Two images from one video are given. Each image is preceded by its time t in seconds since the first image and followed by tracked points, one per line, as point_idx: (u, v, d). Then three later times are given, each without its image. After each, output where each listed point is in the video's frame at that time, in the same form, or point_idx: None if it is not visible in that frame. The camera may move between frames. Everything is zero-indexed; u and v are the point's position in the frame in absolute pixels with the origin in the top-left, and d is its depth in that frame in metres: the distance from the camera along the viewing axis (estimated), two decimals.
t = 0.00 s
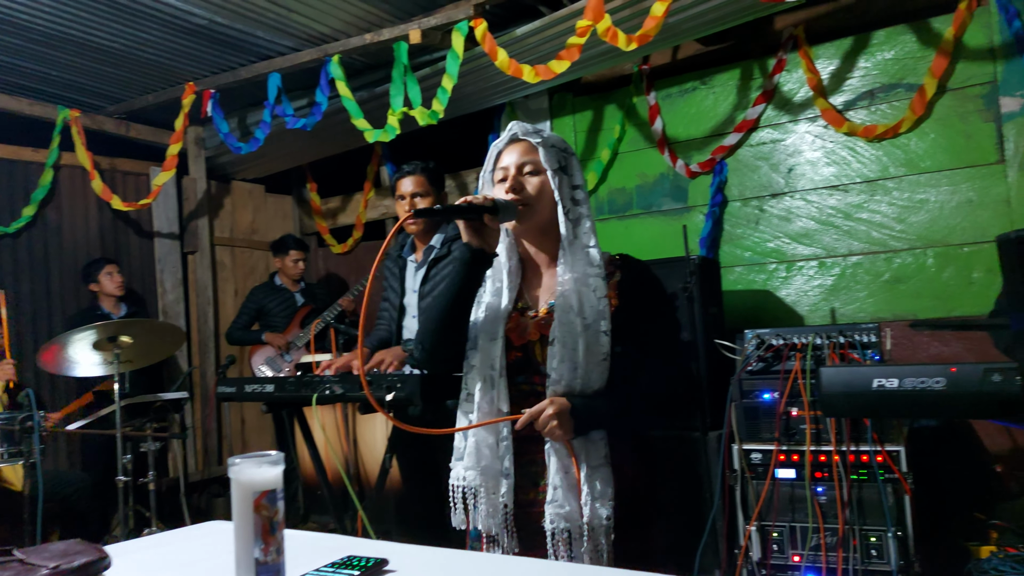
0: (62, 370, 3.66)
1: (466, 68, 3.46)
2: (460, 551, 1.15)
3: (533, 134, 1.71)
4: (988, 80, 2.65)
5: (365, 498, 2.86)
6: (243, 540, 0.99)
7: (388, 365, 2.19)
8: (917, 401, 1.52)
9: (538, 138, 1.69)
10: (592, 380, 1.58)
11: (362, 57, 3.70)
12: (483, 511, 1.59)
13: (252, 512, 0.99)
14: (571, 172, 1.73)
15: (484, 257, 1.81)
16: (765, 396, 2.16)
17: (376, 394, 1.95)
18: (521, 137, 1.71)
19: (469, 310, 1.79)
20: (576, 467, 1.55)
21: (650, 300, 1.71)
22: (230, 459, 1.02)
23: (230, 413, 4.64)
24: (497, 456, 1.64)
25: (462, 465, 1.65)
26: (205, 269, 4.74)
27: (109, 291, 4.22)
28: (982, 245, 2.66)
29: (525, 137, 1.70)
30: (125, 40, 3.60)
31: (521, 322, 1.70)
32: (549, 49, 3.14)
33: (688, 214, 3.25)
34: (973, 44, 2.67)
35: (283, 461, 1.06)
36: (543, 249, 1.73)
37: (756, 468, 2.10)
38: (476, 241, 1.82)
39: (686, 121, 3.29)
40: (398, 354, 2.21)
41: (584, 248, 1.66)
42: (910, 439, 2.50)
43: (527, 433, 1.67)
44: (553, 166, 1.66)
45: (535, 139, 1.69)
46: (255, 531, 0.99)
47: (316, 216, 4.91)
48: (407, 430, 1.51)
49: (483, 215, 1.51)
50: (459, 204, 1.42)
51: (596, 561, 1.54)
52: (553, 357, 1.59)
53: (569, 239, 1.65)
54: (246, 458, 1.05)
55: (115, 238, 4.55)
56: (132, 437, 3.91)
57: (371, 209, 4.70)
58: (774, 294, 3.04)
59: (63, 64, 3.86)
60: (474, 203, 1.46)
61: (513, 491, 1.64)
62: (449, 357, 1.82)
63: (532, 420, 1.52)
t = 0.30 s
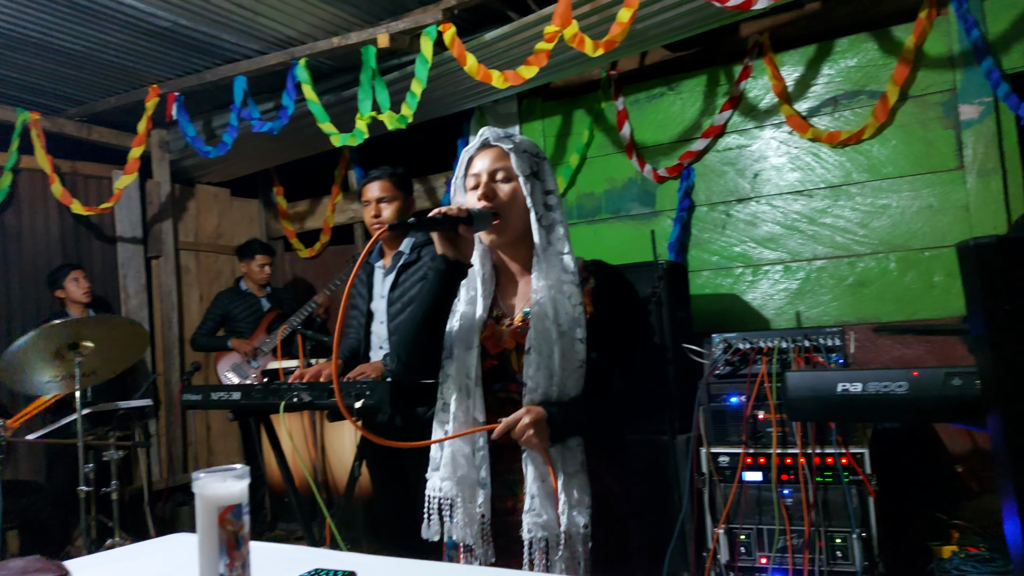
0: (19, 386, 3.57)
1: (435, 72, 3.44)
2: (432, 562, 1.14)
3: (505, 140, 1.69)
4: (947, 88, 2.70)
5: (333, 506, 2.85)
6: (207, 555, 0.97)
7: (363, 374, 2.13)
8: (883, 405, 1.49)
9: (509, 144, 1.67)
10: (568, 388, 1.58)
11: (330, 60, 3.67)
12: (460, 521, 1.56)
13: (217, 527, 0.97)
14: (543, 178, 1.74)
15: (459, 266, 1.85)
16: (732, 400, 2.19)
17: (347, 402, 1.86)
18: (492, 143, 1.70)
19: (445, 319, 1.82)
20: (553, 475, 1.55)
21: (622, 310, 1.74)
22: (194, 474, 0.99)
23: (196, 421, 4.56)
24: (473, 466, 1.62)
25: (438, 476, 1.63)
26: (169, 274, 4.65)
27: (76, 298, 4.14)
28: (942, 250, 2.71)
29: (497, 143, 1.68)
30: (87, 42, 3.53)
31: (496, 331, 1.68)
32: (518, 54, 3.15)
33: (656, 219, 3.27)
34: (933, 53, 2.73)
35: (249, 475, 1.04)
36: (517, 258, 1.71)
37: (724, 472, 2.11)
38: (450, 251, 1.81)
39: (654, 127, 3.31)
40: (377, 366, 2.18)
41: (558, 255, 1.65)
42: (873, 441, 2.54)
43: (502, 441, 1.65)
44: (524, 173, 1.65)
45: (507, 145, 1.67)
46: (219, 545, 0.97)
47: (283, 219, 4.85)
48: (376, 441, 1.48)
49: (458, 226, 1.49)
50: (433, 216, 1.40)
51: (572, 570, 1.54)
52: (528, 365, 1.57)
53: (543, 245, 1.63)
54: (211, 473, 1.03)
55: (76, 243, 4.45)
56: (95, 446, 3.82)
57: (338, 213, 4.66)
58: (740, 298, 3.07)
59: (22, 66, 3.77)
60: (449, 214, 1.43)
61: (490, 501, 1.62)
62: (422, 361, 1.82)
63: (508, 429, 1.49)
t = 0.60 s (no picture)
0: None
1: (410, 75, 3.43)
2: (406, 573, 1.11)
3: (495, 144, 1.70)
4: (915, 94, 2.75)
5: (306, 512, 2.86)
6: (176, 567, 0.94)
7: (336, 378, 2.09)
8: (853, 409, 1.50)
9: (500, 148, 1.69)
10: (556, 396, 1.57)
11: (303, 63, 3.64)
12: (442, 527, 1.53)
13: (188, 540, 0.94)
14: (535, 182, 1.73)
15: (448, 272, 1.90)
16: (705, 403, 2.22)
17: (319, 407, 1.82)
18: (483, 148, 1.71)
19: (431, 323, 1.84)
20: (537, 484, 1.52)
21: (608, 321, 1.73)
22: (164, 485, 0.97)
23: (167, 427, 4.48)
24: (457, 473, 1.59)
25: (421, 482, 1.60)
26: (139, 277, 4.57)
27: (48, 303, 4.12)
28: (911, 253, 2.75)
29: (488, 147, 1.69)
30: (55, 43, 3.47)
31: (484, 337, 1.68)
32: (492, 58, 3.15)
33: (630, 222, 3.28)
34: (901, 59, 2.77)
35: (221, 485, 1.02)
36: (507, 262, 1.72)
37: (698, 474, 2.14)
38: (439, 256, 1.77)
39: (628, 131, 3.33)
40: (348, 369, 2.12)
41: (548, 261, 1.65)
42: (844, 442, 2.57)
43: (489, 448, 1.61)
44: (516, 178, 1.65)
45: (497, 149, 1.69)
46: (189, 557, 0.94)
47: (255, 222, 4.80)
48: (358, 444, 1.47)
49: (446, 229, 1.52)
50: (422, 219, 1.43)
51: None
52: (516, 373, 1.57)
53: (534, 251, 1.63)
54: (182, 485, 1.01)
55: (43, 246, 4.36)
56: (63, 453, 3.74)
57: (312, 215, 4.62)
58: (713, 301, 3.09)
59: None
60: (438, 217, 1.47)
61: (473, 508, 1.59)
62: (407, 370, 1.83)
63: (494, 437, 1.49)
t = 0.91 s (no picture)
0: None
1: (396, 76, 3.42)
2: None
3: (516, 137, 1.35)
4: (897, 97, 2.78)
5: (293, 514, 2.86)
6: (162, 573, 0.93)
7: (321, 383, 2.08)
8: (838, 411, 1.52)
9: (520, 142, 1.33)
10: (568, 396, 1.23)
11: (288, 63, 3.62)
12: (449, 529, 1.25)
13: (175, 544, 0.94)
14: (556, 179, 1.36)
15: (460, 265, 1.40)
16: (692, 404, 2.31)
17: (305, 411, 1.90)
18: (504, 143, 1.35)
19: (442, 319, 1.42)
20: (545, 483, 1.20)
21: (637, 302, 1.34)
22: (152, 489, 0.95)
23: (151, 430, 4.44)
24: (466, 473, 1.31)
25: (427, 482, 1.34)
26: (123, 279, 4.53)
27: (31, 303, 4.04)
28: (894, 255, 2.78)
29: (506, 140, 1.35)
30: (35, 42, 3.42)
31: (495, 332, 1.34)
32: (478, 60, 3.17)
33: (616, 223, 3.29)
34: (884, 63, 2.80)
35: (208, 490, 0.99)
36: (525, 256, 1.38)
37: (684, 475, 2.27)
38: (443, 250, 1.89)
39: (614, 133, 3.34)
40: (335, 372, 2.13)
41: (563, 256, 1.31)
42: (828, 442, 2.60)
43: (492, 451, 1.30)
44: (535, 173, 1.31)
45: (517, 143, 1.33)
46: (176, 562, 0.94)
47: (239, 223, 4.76)
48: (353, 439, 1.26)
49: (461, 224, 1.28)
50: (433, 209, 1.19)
51: None
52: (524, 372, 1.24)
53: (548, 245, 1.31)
54: (169, 487, 0.99)
55: (25, 247, 4.30)
56: (44, 456, 3.67)
57: (297, 216, 4.60)
58: (698, 302, 3.11)
59: None
60: (450, 207, 1.21)
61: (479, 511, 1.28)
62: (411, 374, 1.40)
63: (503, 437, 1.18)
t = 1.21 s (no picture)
0: None
1: (389, 77, 3.40)
2: None
3: (535, 134, 1.24)
4: (889, 99, 2.79)
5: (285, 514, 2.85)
6: None
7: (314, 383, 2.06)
8: (832, 412, 1.52)
9: (539, 139, 1.22)
10: (586, 404, 1.12)
11: (281, 64, 3.61)
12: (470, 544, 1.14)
13: (171, 548, 0.93)
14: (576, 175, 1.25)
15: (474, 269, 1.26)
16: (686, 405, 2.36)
17: (298, 412, 1.89)
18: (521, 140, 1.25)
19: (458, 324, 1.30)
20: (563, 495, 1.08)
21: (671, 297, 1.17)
22: (147, 493, 0.95)
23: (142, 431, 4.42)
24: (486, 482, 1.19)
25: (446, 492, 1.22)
26: (114, 279, 4.50)
27: (21, 304, 4.00)
28: (885, 257, 2.79)
29: (526, 138, 1.23)
30: (27, 42, 3.40)
31: (512, 338, 1.23)
32: (472, 61, 3.18)
33: (609, 224, 3.31)
34: (876, 65, 2.81)
35: (203, 493, 0.99)
36: (545, 255, 1.26)
37: (677, 475, 2.29)
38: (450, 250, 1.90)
39: (607, 134, 3.35)
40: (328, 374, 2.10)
41: (583, 256, 1.19)
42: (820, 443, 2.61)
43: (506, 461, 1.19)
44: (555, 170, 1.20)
45: (535, 139, 1.22)
46: (172, 565, 0.93)
47: (232, 224, 4.75)
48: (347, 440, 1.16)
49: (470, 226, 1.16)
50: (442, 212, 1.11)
51: None
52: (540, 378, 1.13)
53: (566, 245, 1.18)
54: (165, 490, 0.98)
55: (16, 248, 4.28)
56: (35, 458, 3.64)
57: (289, 217, 4.59)
58: (692, 303, 3.13)
59: None
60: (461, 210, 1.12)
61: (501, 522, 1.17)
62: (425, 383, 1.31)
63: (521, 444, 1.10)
